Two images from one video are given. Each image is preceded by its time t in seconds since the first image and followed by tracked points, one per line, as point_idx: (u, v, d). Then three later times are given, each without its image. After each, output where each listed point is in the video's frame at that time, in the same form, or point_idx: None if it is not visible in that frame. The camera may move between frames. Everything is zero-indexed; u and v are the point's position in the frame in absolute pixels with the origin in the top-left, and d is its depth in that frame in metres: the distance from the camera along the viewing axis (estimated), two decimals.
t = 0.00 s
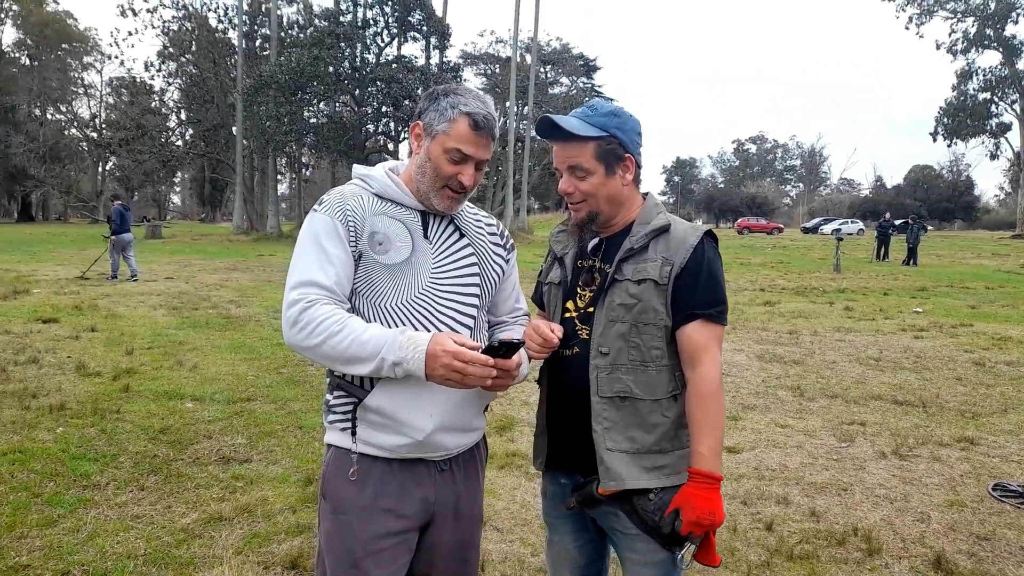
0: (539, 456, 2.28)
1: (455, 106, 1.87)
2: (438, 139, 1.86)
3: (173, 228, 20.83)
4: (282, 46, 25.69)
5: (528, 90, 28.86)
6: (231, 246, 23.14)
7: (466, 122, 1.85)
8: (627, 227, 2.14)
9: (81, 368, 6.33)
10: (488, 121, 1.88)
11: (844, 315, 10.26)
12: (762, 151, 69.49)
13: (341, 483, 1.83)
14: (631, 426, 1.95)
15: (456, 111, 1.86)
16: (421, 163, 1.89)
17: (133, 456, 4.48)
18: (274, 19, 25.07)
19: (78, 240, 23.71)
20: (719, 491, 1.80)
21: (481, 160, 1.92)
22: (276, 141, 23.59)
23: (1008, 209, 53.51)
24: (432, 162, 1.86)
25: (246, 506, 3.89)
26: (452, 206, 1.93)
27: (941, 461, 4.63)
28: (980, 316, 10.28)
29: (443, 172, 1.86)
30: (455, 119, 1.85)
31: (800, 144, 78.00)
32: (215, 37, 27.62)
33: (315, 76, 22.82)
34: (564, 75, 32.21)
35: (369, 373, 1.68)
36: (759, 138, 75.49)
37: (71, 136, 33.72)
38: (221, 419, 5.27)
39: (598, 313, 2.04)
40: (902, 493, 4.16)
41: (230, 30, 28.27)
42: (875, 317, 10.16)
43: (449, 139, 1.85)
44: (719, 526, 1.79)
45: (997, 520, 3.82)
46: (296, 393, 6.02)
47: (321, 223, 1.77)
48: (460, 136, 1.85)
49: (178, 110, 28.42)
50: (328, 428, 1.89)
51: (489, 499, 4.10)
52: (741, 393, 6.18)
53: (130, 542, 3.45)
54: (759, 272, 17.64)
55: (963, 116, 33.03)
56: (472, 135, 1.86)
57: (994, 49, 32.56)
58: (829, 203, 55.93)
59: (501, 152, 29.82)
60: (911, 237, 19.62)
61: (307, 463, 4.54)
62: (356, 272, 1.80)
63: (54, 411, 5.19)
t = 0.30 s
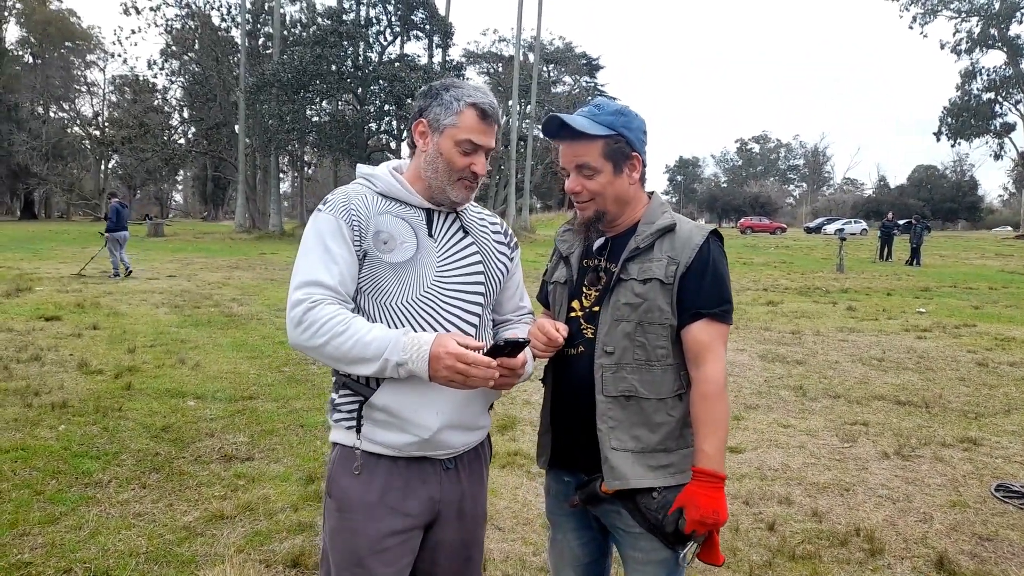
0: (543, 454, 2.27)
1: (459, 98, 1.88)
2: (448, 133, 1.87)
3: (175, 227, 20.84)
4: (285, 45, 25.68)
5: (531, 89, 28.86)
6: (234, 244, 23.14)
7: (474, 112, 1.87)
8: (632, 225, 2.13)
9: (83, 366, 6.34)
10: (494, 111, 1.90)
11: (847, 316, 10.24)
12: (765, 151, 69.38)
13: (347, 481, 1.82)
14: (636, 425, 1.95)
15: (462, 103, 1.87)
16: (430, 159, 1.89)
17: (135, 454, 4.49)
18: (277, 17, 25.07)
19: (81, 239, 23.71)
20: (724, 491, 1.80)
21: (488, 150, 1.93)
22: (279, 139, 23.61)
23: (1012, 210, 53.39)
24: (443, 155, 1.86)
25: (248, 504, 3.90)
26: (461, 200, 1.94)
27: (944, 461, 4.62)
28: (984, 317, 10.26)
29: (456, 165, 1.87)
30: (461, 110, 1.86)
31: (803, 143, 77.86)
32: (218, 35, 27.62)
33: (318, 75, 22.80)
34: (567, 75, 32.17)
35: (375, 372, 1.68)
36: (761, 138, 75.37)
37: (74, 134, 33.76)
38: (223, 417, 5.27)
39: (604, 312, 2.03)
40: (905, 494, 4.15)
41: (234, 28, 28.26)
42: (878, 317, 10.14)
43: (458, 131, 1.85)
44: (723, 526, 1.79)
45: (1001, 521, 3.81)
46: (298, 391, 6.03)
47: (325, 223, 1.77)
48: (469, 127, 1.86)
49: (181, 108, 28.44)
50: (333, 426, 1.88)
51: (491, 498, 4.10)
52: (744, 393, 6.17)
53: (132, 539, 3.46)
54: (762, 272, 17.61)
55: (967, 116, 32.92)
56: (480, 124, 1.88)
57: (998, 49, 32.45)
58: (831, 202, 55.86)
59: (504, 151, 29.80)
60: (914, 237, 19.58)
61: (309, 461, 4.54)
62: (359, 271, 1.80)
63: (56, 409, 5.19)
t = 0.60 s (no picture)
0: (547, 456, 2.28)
1: (453, 93, 1.92)
2: (450, 129, 1.89)
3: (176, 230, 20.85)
4: (286, 47, 25.70)
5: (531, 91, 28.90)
6: (235, 247, 23.12)
7: (470, 104, 1.92)
8: (641, 229, 2.13)
9: (84, 368, 6.34)
10: (487, 99, 1.95)
11: (848, 318, 10.25)
12: (765, 154, 69.45)
13: (352, 484, 1.83)
14: (639, 431, 1.95)
15: (457, 97, 1.91)
16: (434, 158, 1.91)
17: (136, 457, 4.49)
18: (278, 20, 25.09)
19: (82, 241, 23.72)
20: (729, 500, 1.79)
21: (490, 140, 1.97)
22: (280, 142, 23.64)
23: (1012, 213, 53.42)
24: (449, 152, 1.89)
25: (248, 507, 3.89)
26: (473, 192, 1.96)
27: (944, 464, 4.62)
28: (984, 320, 10.26)
29: (465, 158, 1.89)
30: (459, 104, 1.90)
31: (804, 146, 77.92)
32: (219, 38, 27.65)
33: (319, 77, 22.83)
34: (567, 77, 32.20)
35: (381, 376, 1.69)
36: (761, 140, 75.42)
37: (74, 136, 33.80)
38: (223, 420, 5.27)
39: (609, 317, 2.03)
40: (905, 497, 4.15)
41: (235, 31, 28.29)
42: (879, 320, 10.14)
43: (462, 124, 1.89)
44: (728, 535, 1.78)
45: (1001, 524, 3.81)
46: (298, 394, 6.03)
47: (329, 229, 1.77)
48: (470, 119, 1.91)
49: (182, 111, 28.47)
50: (339, 429, 1.89)
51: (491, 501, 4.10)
52: (744, 396, 6.17)
53: (132, 542, 3.46)
54: (763, 274, 17.61)
55: (967, 119, 32.94)
56: (478, 113, 1.93)
57: (998, 52, 32.47)
58: (832, 205, 55.92)
59: (504, 153, 29.83)
60: (914, 240, 19.58)
61: (309, 464, 4.54)
62: (364, 275, 1.81)
63: (57, 411, 5.19)
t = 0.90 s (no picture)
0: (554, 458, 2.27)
1: (450, 89, 1.91)
2: (450, 125, 1.88)
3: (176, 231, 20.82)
4: (286, 48, 25.68)
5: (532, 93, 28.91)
6: (235, 248, 23.09)
7: (468, 99, 1.90)
8: (664, 232, 2.10)
9: (83, 369, 6.33)
10: (484, 94, 1.93)
11: (850, 322, 10.22)
12: (766, 157, 69.44)
13: (355, 486, 1.81)
14: (645, 445, 1.92)
15: (454, 93, 1.90)
16: (436, 156, 1.89)
17: (135, 458, 4.47)
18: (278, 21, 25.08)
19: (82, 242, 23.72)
20: (733, 527, 1.79)
21: (490, 134, 1.96)
22: (280, 143, 23.64)
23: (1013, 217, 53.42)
24: (450, 149, 1.87)
25: (248, 509, 3.87)
26: (476, 189, 1.95)
27: (947, 469, 4.60)
28: (987, 324, 10.23)
29: (466, 153, 1.88)
30: (457, 100, 1.89)
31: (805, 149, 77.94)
32: (220, 38, 27.65)
33: (319, 78, 22.82)
34: (569, 79, 32.20)
35: (384, 380, 1.67)
36: (762, 143, 75.44)
37: (74, 137, 33.79)
38: (223, 422, 5.25)
39: (623, 326, 2.00)
40: (907, 502, 4.13)
41: (236, 32, 28.28)
42: (881, 324, 10.11)
43: (461, 119, 1.88)
44: (729, 562, 1.78)
45: (1004, 529, 3.79)
46: (298, 396, 6.01)
47: (332, 232, 1.76)
48: (468, 114, 1.89)
49: (182, 111, 28.47)
50: (342, 430, 1.88)
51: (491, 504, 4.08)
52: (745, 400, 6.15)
53: (131, 544, 3.44)
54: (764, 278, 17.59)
55: (969, 122, 32.90)
56: (475, 107, 1.91)
57: (1000, 56, 32.45)
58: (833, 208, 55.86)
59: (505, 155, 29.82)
60: (916, 243, 19.53)
61: (309, 467, 4.52)
62: (367, 278, 1.79)
63: (56, 412, 5.17)
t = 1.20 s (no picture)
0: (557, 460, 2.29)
1: (459, 103, 1.86)
2: (448, 140, 1.86)
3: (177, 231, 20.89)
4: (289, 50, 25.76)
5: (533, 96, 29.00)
6: (237, 249, 23.17)
7: (474, 118, 1.85)
8: (676, 234, 2.12)
9: (85, 369, 6.36)
10: (494, 115, 1.88)
11: (849, 325, 10.23)
12: (767, 160, 69.48)
13: (355, 486, 1.83)
14: (649, 448, 1.94)
15: (462, 108, 1.86)
16: (434, 167, 1.89)
17: (137, 458, 4.50)
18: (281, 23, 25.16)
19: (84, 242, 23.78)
20: (729, 533, 1.79)
21: (492, 154, 1.92)
22: (282, 144, 23.71)
23: (1014, 220, 53.42)
24: (445, 162, 1.87)
25: (249, 510, 3.89)
26: (465, 206, 1.95)
27: (946, 472, 4.62)
28: (987, 327, 10.23)
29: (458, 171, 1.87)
30: (462, 117, 1.85)
31: (806, 153, 78.00)
32: (222, 40, 27.73)
33: (322, 80, 22.90)
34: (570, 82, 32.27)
35: (383, 379, 1.69)
36: (763, 146, 75.54)
37: (77, 138, 33.90)
38: (224, 422, 5.27)
39: (632, 327, 2.02)
40: (906, 505, 4.14)
41: (239, 34, 28.37)
42: (880, 326, 10.12)
43: (460, 137, 1.84)
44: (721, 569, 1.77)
45: (1003, 532, 3.80)
46: (299, 396, 6.04)
47: (335, 231, 1.78)
48: (469, 133, 1.85)
49: (184, 113, 28.56)
50: (344, 430, 1.90)
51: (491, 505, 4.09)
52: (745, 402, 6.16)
53: (132, 543, 3.46)
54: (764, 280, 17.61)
55: (970, 126, 32.90)
56: (479, 129, 1.86)
57: (1000, 60, 32.47)
58: (833, 212, 55.85)
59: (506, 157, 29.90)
60: (915, 246, 19.53)
61: (309, 467, 4.54)
62: (370, 277, 1.81)
63: (58, 412, 5.20)
